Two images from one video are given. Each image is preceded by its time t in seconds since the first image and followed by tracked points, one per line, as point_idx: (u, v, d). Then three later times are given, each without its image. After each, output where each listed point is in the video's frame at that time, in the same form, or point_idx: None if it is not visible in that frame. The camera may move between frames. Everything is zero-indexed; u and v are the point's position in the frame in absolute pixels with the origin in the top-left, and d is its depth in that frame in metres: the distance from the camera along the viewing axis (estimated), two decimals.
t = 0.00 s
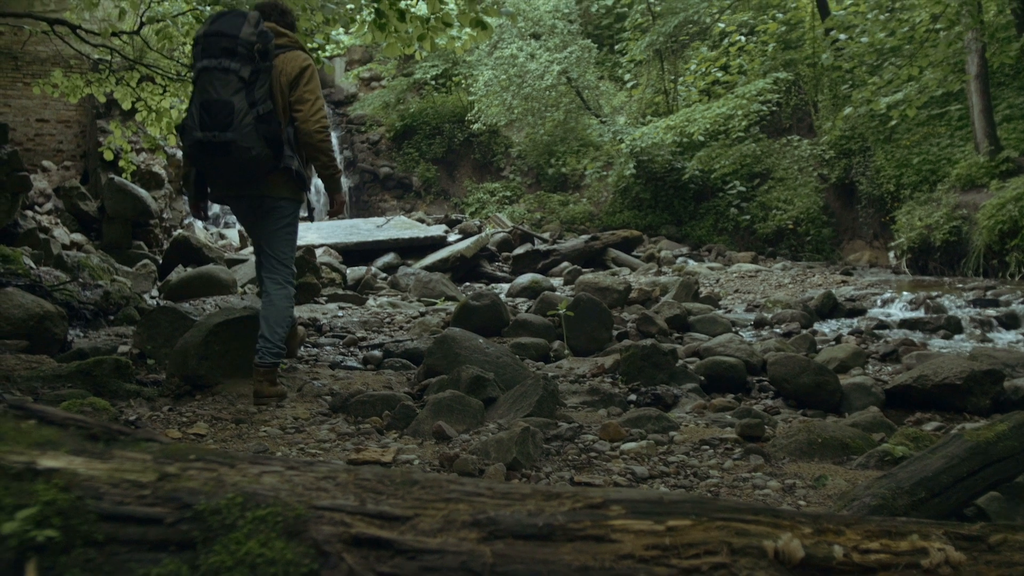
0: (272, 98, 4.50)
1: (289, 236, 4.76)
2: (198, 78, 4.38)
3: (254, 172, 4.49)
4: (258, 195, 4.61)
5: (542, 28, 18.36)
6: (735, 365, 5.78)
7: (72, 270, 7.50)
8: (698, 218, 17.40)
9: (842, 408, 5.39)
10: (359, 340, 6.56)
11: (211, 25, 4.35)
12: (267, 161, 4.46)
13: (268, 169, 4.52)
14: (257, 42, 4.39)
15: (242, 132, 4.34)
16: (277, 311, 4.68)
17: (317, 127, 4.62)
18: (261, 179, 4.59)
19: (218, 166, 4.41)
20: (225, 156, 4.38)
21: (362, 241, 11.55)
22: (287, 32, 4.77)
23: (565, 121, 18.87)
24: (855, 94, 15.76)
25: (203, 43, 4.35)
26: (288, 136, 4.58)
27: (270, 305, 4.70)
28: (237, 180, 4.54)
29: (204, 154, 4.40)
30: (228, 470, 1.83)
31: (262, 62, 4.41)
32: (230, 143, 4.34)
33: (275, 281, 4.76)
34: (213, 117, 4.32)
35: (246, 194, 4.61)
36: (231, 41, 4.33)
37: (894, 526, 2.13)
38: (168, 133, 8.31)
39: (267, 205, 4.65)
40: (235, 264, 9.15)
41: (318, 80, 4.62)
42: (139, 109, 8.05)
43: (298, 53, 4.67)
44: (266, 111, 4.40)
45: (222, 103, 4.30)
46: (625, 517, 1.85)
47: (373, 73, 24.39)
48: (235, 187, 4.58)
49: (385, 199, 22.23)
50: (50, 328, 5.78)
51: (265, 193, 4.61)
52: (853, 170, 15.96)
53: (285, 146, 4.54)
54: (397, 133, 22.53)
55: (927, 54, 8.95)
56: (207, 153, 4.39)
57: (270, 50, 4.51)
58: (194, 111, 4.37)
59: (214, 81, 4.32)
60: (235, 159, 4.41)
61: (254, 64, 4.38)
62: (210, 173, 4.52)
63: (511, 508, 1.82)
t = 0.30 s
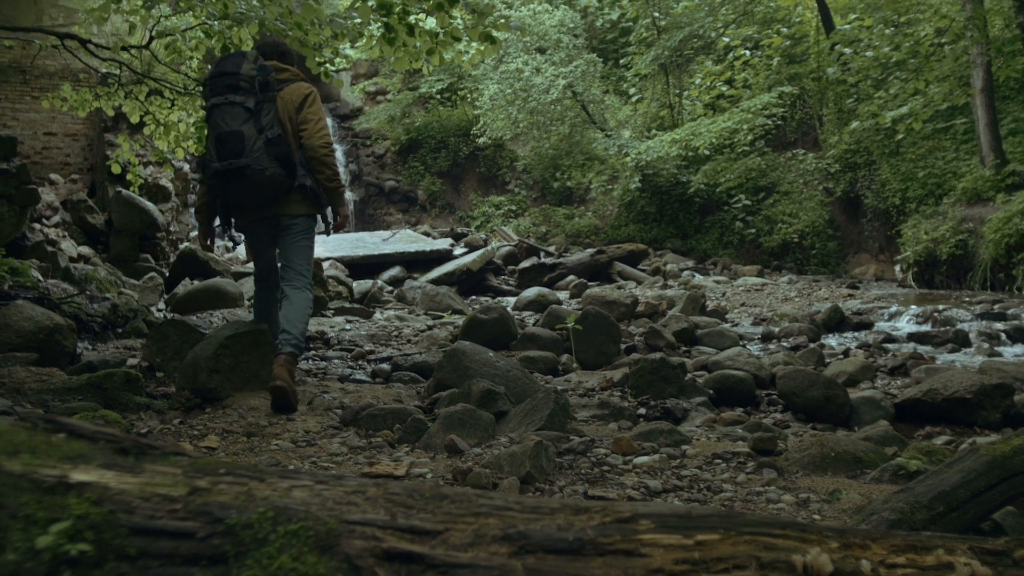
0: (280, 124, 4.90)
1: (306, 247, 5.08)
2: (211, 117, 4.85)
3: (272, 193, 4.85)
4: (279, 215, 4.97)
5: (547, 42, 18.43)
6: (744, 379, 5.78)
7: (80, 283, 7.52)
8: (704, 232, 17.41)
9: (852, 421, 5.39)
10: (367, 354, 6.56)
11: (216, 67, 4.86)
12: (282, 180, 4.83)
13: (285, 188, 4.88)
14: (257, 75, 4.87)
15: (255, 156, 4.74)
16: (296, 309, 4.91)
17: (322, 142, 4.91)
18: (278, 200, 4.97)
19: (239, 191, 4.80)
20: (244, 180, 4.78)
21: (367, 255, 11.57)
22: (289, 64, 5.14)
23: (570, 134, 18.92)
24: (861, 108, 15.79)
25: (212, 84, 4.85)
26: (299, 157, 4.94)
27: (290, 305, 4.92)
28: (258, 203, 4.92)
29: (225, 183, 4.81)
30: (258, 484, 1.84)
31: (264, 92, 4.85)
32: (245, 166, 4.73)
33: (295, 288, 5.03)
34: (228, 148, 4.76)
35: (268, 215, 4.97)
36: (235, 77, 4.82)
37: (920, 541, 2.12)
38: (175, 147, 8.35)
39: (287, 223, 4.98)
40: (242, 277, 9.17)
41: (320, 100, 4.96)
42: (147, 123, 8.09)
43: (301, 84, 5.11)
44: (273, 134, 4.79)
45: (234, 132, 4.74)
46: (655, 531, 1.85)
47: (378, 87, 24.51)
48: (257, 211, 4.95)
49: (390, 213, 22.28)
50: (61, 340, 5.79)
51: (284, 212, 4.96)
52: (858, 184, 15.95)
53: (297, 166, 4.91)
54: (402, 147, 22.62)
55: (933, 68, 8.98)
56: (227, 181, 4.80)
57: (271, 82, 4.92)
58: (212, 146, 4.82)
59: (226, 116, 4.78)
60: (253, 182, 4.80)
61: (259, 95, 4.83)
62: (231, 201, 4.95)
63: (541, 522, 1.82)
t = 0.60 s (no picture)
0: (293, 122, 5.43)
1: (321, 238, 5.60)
2: (230, 117, 5.34)
3: (289, 184, 5.34)
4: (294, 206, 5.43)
5: (552, 47, 18.47)
6: (752, 384, 5.79)
7: (86, 287, 7.53)
8: (708, 236, 17.43)
9: (861, 426, 5.40)
10: (375, 358, 6.57)
11: (232, 71, 5.38)
12: (298, 172, 5.33)
13: (299, 181, 5.39)
14: (272, 77, 5.42)
15: (275, 149, 5.24)
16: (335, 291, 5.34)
17: (331, 143, 5.46)
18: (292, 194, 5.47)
19: (259, 182, 5.26)
20: (264, 172, 5.25)
21: (373, 259, 11.58)
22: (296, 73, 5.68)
23: (575, 139, 18.96)
24: (866, 113, 15.81)
25: (230, 87, 5.37)
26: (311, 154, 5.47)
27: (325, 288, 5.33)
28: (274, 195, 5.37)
29: (246, 175, 5.27)
30: (285, 489, 1.84)
31: (279, 92, 5.40)
32: (266, 157, 5.21)
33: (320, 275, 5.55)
34: (249, 143, 5.24)
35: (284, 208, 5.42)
36: (251, 78, 5.35)
37: (943, 546, 2.11)
38: (182, 151, 8.37)
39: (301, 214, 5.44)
40: (247, 282, 9.20)
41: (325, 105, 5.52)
42: (153, 127, 8.11)
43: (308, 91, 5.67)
44: (290, 129, 5.32)
45: (254, 128, 5.24)
46: (681, 536, 1.85)
47: (383, 91, 24.59)
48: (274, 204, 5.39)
49: (395, 217, 22.29)
50: (70, 344, 5.80)
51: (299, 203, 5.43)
52: (863, 188, 16.17)
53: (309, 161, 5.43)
54: (407, 151, 22.67)
55: (939, 72, 9.00)
56: (248, 174, 5.27)
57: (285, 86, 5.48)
58: (231, 142, 5.29)
59: (245, 114, 5.28)
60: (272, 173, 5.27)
61: (273, 96, 5.38)
62: (249, 194, 5.40)
63: (568, 527, 1.83)
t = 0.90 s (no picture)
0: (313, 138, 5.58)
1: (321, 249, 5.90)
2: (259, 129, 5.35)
3: (312, 200, 5.54)
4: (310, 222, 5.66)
5: (557, 50, 18.45)
6: (759, 387, 5.79)
7: (93, 290, 7.55)
8: (713, 239, 17.43)
9: (869, 430, 5.40)
10: (382, 361, 6.58)
11: (265, 83, 5.32)
12: (322, 190, 5.55)
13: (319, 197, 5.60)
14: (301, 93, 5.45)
15: (306, 168, 5.41)
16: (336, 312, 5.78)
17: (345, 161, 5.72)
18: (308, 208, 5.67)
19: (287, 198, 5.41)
20: (293, 188, 5.41)
21: (378, 262, 11.60)
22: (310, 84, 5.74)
23: (579, 142, 18.98)
24: (871, 116, 15.83)
25: (262, 99, 5.33)
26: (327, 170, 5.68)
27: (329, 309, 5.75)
28: (294, 209, 5.57)
29: (275, 190, 5.39)
30: (312, 493, 1.85)
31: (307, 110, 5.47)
32: (298, 176, 5.38)
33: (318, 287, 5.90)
34: (282, 159, 5.34)
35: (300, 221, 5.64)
36: (285, 94, 5.33)
37: (966, 550, 2.11)
38: (188, 154, 8.39)
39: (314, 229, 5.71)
40: (253, 284, 9.20)
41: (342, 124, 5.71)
42: (160, 130, 8.17)
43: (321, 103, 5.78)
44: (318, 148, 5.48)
45: (289, 147, 5.34)
46: (707, 539, 1.85)
47: (388, 94, 24.66)
48: (292, 216, 5.59)
49: (399, 220, 22.28)
50: (78, 347, 5.80)
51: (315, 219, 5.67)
52: (868, 192, 16.09)
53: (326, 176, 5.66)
54: (412, 154, 22.70)
55: (945, 75, 9.03)
56: (278, 189, 5.39)
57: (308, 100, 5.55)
58: (261, 155, 5.35)
59: (279, 132, 5.34)
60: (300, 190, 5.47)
61: (303, 113, 5.43)
62: (270, 206, 5.51)
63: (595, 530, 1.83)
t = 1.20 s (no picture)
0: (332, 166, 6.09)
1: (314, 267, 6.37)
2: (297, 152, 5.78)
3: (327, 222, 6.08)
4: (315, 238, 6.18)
5: (560, 55, 18.47)
6: (765, 393, 5.79)
7: (97, 295, 7.55)
8: (715, 244, 17.43)
9: (875, 435, 5.39)
10: (386, 366, 6.58)
11: (309, 110, 5.76)
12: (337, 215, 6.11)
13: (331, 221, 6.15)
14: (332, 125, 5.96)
15: (334, 195, 5.94)
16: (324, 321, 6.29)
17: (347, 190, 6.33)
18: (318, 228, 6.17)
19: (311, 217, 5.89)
20: (319, 211, 5.92)
21: (381, 268, 11.62)
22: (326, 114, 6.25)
23: (582, 147, 19.00)
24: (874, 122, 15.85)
25: (305, 125, 5.76)
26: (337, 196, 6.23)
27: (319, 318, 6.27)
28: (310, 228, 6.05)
29: (304, 209, 5.86)
30: (332, 498, 1.85)
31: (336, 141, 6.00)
32: (327, 201, 5.89)
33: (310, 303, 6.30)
34: (316, 184, 5.83)
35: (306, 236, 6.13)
36: (325, 125, 5.83)
37: (982, 555, 2.11)
38: (192, 159, 8.39)
39: (315, 246, 6.23)
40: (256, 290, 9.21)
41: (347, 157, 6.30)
42: (164, 135, 8.16)
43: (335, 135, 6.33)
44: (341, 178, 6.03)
45: (324, 172, 5.84)
46: (725, 545, 1.86)
47: (390, 100, 24.70)
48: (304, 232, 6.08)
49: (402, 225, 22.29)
50: (83, 352, 5.79)
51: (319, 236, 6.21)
52: (871, 197, 16.17)
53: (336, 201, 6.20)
54: (414, 160, 22.69)
55: (949, 80, 9.04)
56: (307, 209, 5.86)
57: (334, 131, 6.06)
58: (297, 176, 5.78)
59: (316, 157, 5.81)
60: (322, 212, 5.97)
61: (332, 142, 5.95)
62: (292, 222, 5.95)
63: (614, 536, 1.84)
